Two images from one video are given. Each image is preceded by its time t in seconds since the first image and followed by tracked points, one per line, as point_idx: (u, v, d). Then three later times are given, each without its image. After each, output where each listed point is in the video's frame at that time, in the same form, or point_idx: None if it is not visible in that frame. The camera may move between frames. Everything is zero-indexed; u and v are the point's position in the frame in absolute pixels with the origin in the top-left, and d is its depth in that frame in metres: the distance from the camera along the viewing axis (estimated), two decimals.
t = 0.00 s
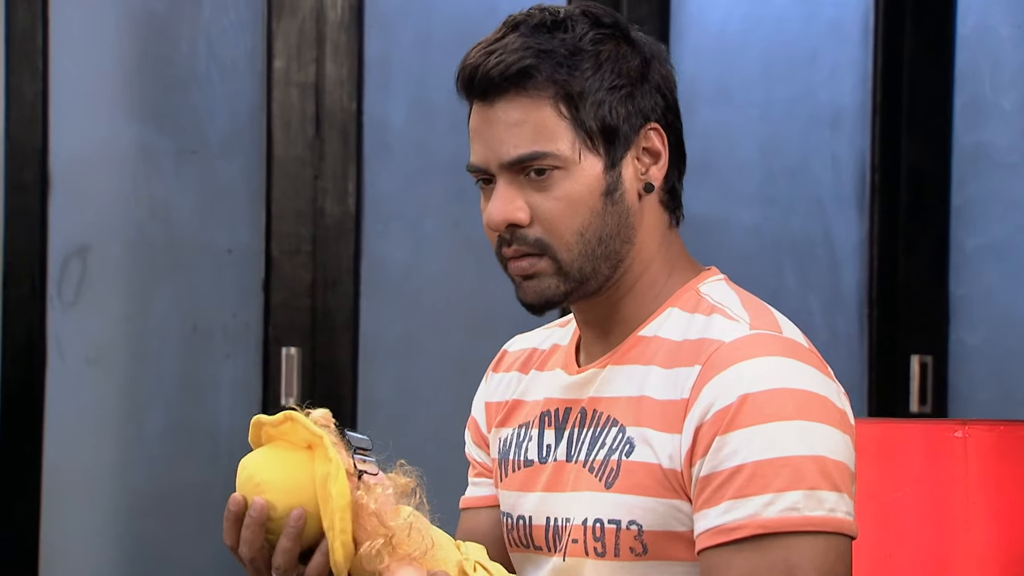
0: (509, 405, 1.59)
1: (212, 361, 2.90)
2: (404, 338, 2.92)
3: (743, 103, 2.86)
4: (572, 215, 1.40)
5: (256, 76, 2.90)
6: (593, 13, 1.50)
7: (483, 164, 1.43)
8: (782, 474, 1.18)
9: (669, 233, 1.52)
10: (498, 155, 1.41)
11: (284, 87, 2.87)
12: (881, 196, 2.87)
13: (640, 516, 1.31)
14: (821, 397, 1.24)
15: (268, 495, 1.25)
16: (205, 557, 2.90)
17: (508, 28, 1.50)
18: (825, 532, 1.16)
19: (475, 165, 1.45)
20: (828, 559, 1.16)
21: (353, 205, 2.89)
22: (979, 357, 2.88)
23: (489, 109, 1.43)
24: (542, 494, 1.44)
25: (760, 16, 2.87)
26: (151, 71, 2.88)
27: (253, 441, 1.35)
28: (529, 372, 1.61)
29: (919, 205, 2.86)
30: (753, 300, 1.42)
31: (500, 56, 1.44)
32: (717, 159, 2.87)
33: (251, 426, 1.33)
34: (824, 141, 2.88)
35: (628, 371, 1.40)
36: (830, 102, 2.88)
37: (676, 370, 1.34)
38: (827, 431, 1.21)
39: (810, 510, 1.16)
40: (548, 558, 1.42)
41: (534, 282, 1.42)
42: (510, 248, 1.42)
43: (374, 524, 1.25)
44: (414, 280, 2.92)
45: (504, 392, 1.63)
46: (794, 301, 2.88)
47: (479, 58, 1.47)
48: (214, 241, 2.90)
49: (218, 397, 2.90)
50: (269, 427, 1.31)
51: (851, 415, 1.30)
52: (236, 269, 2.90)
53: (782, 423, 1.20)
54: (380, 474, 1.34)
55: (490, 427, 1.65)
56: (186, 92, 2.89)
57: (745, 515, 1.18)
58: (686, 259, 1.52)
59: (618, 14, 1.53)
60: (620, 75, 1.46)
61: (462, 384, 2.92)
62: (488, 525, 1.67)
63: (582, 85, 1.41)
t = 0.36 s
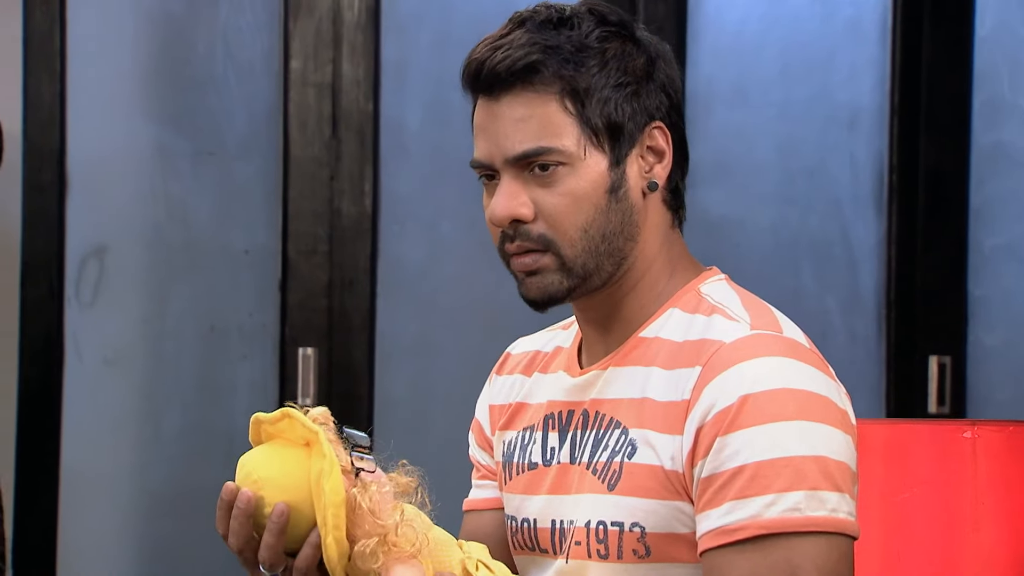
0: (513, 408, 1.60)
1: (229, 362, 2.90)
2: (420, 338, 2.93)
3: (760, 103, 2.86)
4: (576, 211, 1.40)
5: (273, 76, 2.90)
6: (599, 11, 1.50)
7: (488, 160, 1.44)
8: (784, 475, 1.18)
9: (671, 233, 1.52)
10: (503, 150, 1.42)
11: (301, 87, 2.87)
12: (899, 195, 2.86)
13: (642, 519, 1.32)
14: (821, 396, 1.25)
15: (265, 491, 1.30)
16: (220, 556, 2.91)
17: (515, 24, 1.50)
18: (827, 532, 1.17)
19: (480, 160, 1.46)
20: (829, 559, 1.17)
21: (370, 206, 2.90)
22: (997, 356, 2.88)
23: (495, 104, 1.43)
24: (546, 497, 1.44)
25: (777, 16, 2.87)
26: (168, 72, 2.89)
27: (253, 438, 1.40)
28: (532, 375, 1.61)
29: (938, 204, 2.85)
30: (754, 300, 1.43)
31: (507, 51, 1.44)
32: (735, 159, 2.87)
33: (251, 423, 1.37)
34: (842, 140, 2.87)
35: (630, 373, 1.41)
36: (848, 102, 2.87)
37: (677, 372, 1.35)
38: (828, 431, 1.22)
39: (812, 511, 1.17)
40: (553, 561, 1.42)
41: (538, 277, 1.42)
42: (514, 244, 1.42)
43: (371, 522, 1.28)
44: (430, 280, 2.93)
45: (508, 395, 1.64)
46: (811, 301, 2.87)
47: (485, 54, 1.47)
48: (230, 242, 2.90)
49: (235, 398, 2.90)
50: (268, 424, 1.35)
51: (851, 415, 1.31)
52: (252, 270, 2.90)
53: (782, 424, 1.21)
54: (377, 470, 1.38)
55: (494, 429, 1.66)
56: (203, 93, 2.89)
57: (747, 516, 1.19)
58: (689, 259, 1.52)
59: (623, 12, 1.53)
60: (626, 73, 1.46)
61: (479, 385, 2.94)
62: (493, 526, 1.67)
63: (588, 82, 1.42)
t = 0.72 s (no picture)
0: (521, 409, 1.55)
1: (246, 363, 2.91)
2: (437, 340, 2.92)
3: (779, 103, 2.85)
4: (585, 205, 1.35)
5: (291, 77, 2.90)
6: (619, 8, 1.45)
7: (497, 150, 1.39)
8: (792, 475, 1.13)
9: (680, 236, 1.47)
10: (514, 141, 1.37)
11: (318, 88, 2.87)
12: (919, 195, 2.84)
13: (649, 520, 1.26)
14: (829, 396, 1.19)
15: (267, 501, 1.23)
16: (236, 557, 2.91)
17: (532, 17, 1.46)
18: (836, 533, 1.11)
19: (490, 152, 1.41)
20: (840, 561, 1.11)
21: (387, 207, 2.89)
22: (1017, 358, 2.86)
23: (508, 95, 1.39)
24: (552, 498, 1.40)
25: (796, 16, 2.86)
26: (186, 73, 2.91)
27: (255, 451, 1.33)
28: (541, 376, 1.57)
29: (957, 205, 2.83)
30: (761, 301, 1.37)
31: (521, 43, 1.40)
32: (752, 159, 2.86)
33: (250, 436, 1.31)
34: (861, 139, 2.86)
35: (636, 374, 1.36)
36: (868, 102, 2.86)
37: (684, 373, 1.30)
38: (837, 432, 1.16)
39: (820, 512, 1.11)
40: (559, 562, 1.37)
41: (543, 270, 1.37)
42: (519, 236, 1.37)
43: (374, 525, 1.20)
44: (447, 280, 2.92)
45: (516, 395, 1.60)
46: (829, 302, 2.87)
47: (500, 45, 1.43)
48: (248, 243, 2.91)
49: (252, 399, 2.91)
50: (266, 434, 1.29)
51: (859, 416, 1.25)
52: (270, 270, 2.91)
53: (790, 425, 1.15)
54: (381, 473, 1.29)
55: (502, 431, 1.62)
56: (222, 93, 2.91)
57: (754, 518, 1.13)
58: (697, 263, 1.48)
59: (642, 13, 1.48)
60: (641, 72, 1.41)
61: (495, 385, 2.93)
62: (501, 529, 1.63)
63: (602, 78, 1.37)
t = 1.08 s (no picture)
0: (530, 411, 1.54)
1: (261, 364, 2.91)
2: (451, 341, 2.91)
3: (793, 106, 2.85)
4: (606, 192, 1.34)
5: (305, 79, 2.91)
6: (644, 7, 1.46)
7: (520, 136, 1.39)
8: (795, 479, 1.12)
9: (691, 239, 1.46)
10: (539, 125, 1.37)
11: (332, 91, 2.88)
12: (934, 197, 2.83)
13: (652, 522, 1.26)
14: (833, 400, 1.19)
15: (270, 509, 1.19)
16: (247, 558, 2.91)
17: (559, 7, 1.46)
18: (839, 537, 1.11)
19: (511, 138, 1.41)
20: (843, 565, 1.11)
21: (402, 208, 2.89)
22: None
23: (535, 80, 1.39)
24: (558, 499, 1.38)
25: (811, 17, 2.86)
26: (200, 74, 2.92)
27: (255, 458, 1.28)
28: (549, 379, 1.55)
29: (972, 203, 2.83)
30: (768, 304, 1.36)
31: (550, 29, 1.40)
32: (766, 161, 2.86)
33: (249, 444, 1.26)
34: (876, 140, 2.85)
35: (642, 376, 1.35)
36: (883, 104, 2.84)
37: (688, 375, 1.29)
38: (840, 435, 1.16)
39: (823, 516, 1.11)
40: (563, 565, 1.36)
41: (559, 256, 1.35)
42: (536, 220, 1.36)
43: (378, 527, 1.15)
44: (461, 281, 2.91)
45: (526, 398, 1.57)
46: (844, 303, 2.85)
47: (527, 30, 1.43)
48: (263, 244, 2.91)
49: (267, 400, 2.91)
50: (265, 442, 1.24)
51: (863, 420, 1.24)
52: (284, 271, 2.91)
53: (793, 428, 1.15)
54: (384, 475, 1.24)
55: (512, 433, 1.60)
56: (236, 95, 2.91)
57: (758, 521, 1.13)
58: (706, 266, 1.46)
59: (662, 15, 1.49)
60: (662, 71, 1.42)
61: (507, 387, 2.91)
62: (511, 532, 1.60)
63: (628, 72, 1.38)
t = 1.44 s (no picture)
0: (539, 416, 1.51)
1: (273, 368, 2.92)
2: (463, 345, 2.89)
3: (808, 110, 2.84)
4: (617, 196, 1.34)
5: (318, 84, 2.90)
6: (659, 13, 1.45)
7: (531, 137, 1.39)
8: (794, 492, 1.12)
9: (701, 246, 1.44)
10: (551, 127, 1.37)
11: (345, 95, 2.88)
12: (948, 207, 2.81)
13: (654, 531, 1.25)
14: (834, 411, 1.17)
15: (266, 521, 1.17)
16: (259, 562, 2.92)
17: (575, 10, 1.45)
18: (838, 550, 1.11)
19: (522, 139, 1.40)
20: None
21: (414, 213, 2.88)
22: None
23: (549, 83, 1.39)
24: (563, 506, 1.37)
25: (824, 22, 2.84)
26: (214, 79, 2.93)
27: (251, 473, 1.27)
28: (559, 385, 1.52)
29: (986, 211, 2.80)
30: (777, 314, 1.33)
31: (565, 31, 1.39)
32: (780, 167, 2.86)
33: (244, 459, 1.25)
34: (891, 145, 2.83)
35: (648, 386, 1.32)
36: (896, 108, 2.83)
37: (691, 385, 1.27)
38: (841, 448, 1.15)
39: (822, 529, 1.11)
40: (568, 570, 1.35)
41: (569, 259, 1.35)
42: (546, 223, 1.35)
43: (372, 535, 1.13)
44: (475, 283, 2.89)
45: (536, 402, 1.54)
46: (859, 308, 2.85)
47: (541, 31, 1.42)
48: (276, 248, 2.92)
49: (279, 404, 2.92)
50: (259, 455, 1.23)
51: (867, 432, 1.22)
52: (297, 276, 2.91)
53: (794, 441, 1.14)
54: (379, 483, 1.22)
55: (521, 438, 1.57)
56: (249, 100, 2.92)
57: (757, 532, 1.13)
58: (716, 273, 1.43)
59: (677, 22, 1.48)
60: (676, 77, 1.41)
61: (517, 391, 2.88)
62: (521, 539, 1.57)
63: (643, 76, 1.38)
